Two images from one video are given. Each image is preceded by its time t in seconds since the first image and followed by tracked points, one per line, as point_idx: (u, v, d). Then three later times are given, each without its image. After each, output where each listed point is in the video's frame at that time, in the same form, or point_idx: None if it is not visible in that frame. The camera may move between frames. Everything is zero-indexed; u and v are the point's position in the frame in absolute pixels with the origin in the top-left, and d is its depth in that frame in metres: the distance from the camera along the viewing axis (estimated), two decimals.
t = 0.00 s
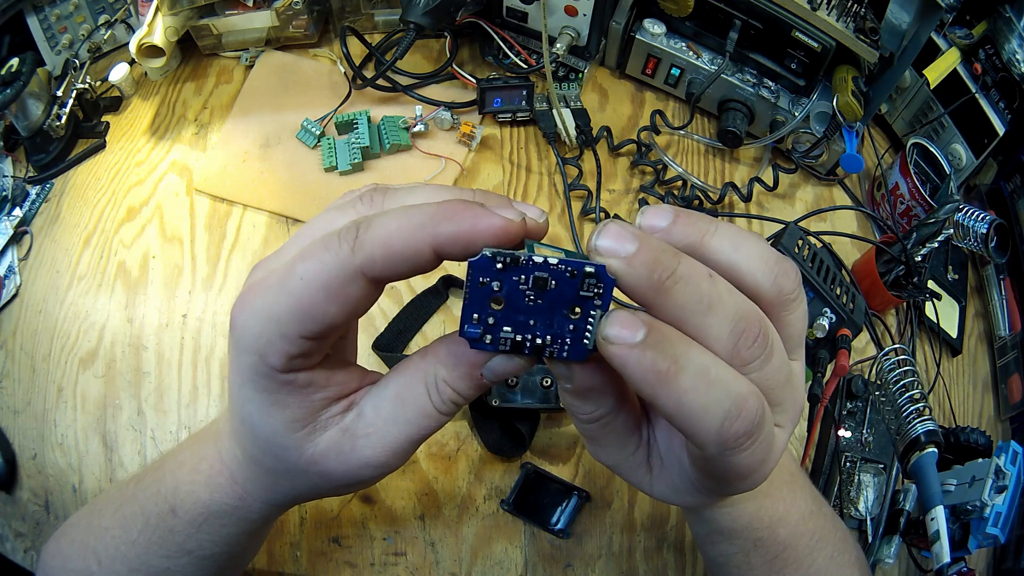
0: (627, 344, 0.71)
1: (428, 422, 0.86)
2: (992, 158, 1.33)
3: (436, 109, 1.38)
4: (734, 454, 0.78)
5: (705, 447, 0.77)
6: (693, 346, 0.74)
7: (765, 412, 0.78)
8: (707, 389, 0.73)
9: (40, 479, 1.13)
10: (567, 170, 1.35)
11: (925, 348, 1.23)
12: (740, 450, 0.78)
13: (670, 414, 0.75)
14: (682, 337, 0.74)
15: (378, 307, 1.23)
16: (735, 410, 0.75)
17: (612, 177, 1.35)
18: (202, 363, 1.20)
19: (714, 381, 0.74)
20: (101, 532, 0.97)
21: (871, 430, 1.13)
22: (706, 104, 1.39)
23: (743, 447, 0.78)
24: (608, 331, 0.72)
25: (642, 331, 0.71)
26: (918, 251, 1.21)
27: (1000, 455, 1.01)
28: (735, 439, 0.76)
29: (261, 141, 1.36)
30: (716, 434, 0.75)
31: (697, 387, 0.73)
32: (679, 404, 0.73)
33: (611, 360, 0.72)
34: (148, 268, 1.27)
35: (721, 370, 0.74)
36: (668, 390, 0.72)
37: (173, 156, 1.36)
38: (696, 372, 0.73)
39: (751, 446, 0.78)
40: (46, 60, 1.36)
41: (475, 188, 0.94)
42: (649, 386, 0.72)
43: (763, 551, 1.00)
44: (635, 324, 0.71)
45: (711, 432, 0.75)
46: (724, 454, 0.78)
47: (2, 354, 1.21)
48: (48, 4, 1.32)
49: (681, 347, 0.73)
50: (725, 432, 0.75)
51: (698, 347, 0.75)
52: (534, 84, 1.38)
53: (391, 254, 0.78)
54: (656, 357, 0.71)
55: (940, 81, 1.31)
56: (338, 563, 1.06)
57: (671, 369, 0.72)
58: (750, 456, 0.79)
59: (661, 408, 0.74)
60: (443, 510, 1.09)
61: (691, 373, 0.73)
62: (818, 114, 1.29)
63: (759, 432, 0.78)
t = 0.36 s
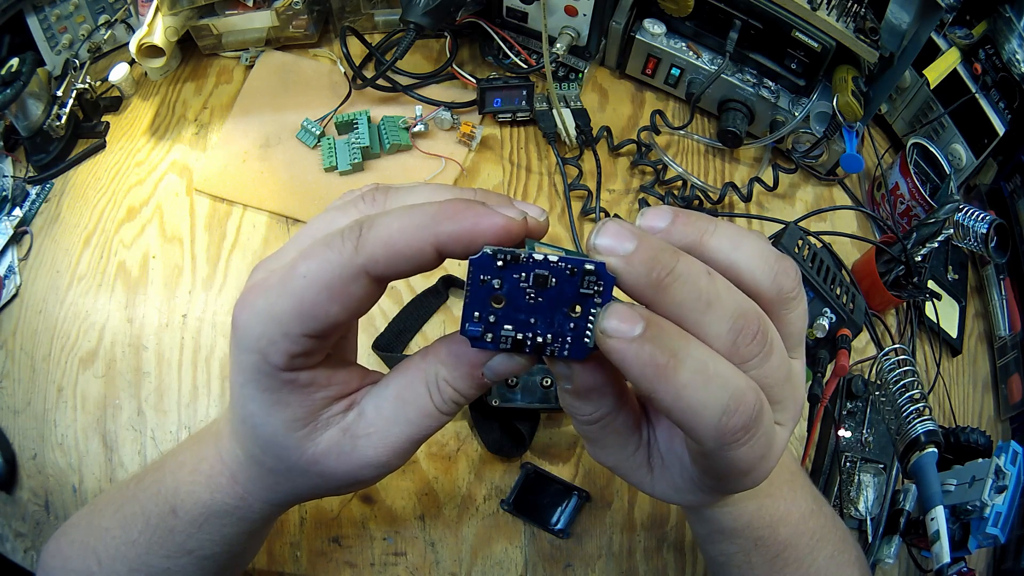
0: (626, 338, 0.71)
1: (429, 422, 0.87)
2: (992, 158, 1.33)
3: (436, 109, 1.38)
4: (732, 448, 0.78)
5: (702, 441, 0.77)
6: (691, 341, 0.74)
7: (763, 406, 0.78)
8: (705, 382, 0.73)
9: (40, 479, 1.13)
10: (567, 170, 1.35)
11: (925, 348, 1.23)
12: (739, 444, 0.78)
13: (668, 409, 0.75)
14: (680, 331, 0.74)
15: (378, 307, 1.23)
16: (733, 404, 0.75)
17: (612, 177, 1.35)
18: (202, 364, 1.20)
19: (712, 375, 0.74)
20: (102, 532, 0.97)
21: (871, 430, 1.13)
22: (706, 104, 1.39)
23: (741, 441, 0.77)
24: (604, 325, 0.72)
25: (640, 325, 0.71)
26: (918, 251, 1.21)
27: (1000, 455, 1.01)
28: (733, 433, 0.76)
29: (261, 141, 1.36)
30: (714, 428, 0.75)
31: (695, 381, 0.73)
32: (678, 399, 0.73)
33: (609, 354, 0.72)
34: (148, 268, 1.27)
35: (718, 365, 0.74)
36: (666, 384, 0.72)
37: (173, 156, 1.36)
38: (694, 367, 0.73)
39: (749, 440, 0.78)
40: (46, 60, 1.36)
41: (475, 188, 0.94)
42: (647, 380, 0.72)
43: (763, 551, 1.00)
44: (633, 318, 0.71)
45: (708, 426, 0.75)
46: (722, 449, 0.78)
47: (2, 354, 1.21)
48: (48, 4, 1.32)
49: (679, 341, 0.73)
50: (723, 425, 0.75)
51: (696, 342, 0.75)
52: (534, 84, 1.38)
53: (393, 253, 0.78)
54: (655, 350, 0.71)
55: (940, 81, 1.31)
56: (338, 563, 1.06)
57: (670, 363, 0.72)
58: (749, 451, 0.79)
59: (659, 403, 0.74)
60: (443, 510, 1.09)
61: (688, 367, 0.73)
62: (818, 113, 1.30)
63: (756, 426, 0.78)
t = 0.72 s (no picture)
0: (616, 322, 0.70)
1: (431, 423, 0.87)
2: (992, 158, 1.33)
3: (436, 109, 1.38)
4: (722, 435, 0.78)
5: (692, 429, 0.77)
6: (679, 328, 0.74)
7: (751, 392, 0.78)
8: (693, 368, 0.73)
9: (40, 479, 1.13)
10: (567, 170, 1.35)
11: (925, 348, 1.23)
12: (727, 431, 0.77)
13: (657, 396, 0.75)
14: (669, 318, 0.74)
15: (378, 307, 1.23)
16: (720, 390, 0.74)
17: (612, 177, 1.35)
18: (202, 364, 1.20)
19: (699, 360, 0.73)
20: (102, 533, 0.97)
21: (871, 430, 1.13)
22: (706, 104, 1.39)
23: (729, 428, 0.77)
24: (595, 308, 0.71)
25: (631, 310, 0.71)
26: (918, 251, 1.21)
27: (1000, 455, 1.01)
28: (722, 420, 0.76)
29: (261, 141, 1.36)
30: (702, 414, 0.75)
31: (684, 367, 0.73)
32: (667, 384, 0.73)
33: (598, 339, 0.72)
34: (148, 268, 1.27)
35: (706, 350, 0.74)
36: (654, 371, 0.72)
37: (173, 156, 1.36)
38: (681, 353, 0.73)
39: (738, 427, 0.78)
40: (46, 60, 1.36)
41: (466, 182, 0.94)
42: (635, 364, 0.72)
43: (763, 551, 1.00)
44: (624, 303, 0.71)
45: (696, 414, 0.75)
46: (712, 436, 0.78)
47: (2, 354, 1.21)
48: (48, 4, 1.32)
49: (668, 327, 0.73)
50: (711, 411, 0.75)
51: (685, 328, 0.75)
52: (534, 84, 1.38)
53: (381, 254, 0.78)
54: (644, 335, 0.71)
55: (940, 81, 1.31)
56: (338, 563, 1.07)
57: (658, 349, 0.72)
58: (739, 439, 0.79)
59: (648, 391, 0.74)
60: (443, 510, 1.09)
61: (677, 352, 0.73)
62: (818, 114, 1.30)
63: (745, 413, 0.77)
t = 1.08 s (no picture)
0: (621, 356, 0.71)
1: (432, 425, 0.87)
2: (992, 158, 1.33)
3: (436, 109, 1.38)
4: (731, 461, 0.78)
5: (700, 456, 0.77)
6: (685, 356, 0.74)
7: (759, 419, 0.78)
8: (701, 399, 0.73)
9: (40, 479, 1.13)
10: (567, 170, 1.35)
11: (925, 348, 1.23)
12: (737, 458, 0.78)
13: (664, 425, 0.75)
14: (674, 346, 0.74)
15: (378, 307, 1.23)
16: (729, 419, 0.75)
17: (612, 177, 1.35)
18: (202, 364, 1.20)
19: (707, 389, 0.73)
20: (102, 533, 0.97)
21: (871, 430, 1.13)
22: (706, 104, 1.39)
23: (739, 454, 0.78)
24: (601, 344, 0.72)
25: (636, 343, 0.71)
26: (918, 251, 1.21)
27: (1000, 455, 1.01)
28: (732, 449, 0.76)
29: (261, 141, 1.36)
30: (711, 444, 0.75)
31: (692, 398, 0.73)
32: (674, 414, 0.73)
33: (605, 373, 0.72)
34: (148, 268, 1.27)
35: (714, 379, 0.74)
36: (661, 401, 0.73)
37: (173, 156, 1.36)
38: (688, 382, 0.73)
39: (747, 453, 0.78)
40: (46, 60, 1.36)
41: (470, 184, 0.95)
42: (641, 397, 0.73)
43: (763, 551, 1.00)
44: (629, 336, 0.71)
45: (705, 444, 0.75)
46: (722, 462, 0.78)
47: (2, 354, 1.21)
48: (48, 4, 1.32)
49: (673, 357, 0.73)
50: (720, 441, 0.75)
51: (690, 355, 0.75)
52: (534, 84, 1.38)
53: (389, 252, 0.78)
54: (649, 367, 0.71)
55: (939, 81, 1.31)
56: (338, 563, 1.07)
57: (663, 380, 0.72)
58: (747, 464, 0.80)
59: (656, 420, 0.75)
60: (443, 510, 1.09)
61: (684, 383, 0.73)
62: (818, 114, 1.30)
63: (754, 439, 0.78)
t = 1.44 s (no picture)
0: (632, 348, 0.71)
1: (422, 441, 0.84)
2: (992, 158, 1.33)
3: (436, 109, 1.38)
4: (740, 454, 0.78)
5: (709, 449, 0.77)
6: (696, 348, 0.74)
7: (769, 411, 0.78)
8: (711, 389, 0.73)
9: (40, 479, 1.13)
10: (567, 170, 1.35)
11: (925, 348, 1.23)
12: (746, 450, 0.78)
13: (674, 417, 0.75)
14: (685, 337, 0.74)
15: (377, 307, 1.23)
16: (739, 410, 0.75)
17: (612, 177, 1.35)
18: (202, 364, 1.20)
19: (717, 380, 0.74)
20: (102, 533, 0.97)
21: (871, 430, 1.13)
22: (706, 104, 1.39)
23: (748, 447, 0.77)
24: (612, 337, 0.72)
25: (647, 335, 0.71)
26: (918, 251, 1.21)
27: (1000, 455, 1.01)
28: (741, 441, 0.76)
29: (261, 141, 1.36)
30: (722, 436, 0.75)
31: (700, 389, 0.73)
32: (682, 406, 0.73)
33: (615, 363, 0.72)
34: (148, 268, 1.27)
35: (724, 370, 0.74)
36: (671, 392, 0.72)
37: (173, 156, 1.36)
38: (698, 373, 0.73)
39: (756, 445, 0.78)
40: (46, 60, 1.36)
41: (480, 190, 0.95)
42: (652, 389, 0.72)
43: (763, 552, 1.00)
44: (639, 329, 0.71)
45: (715, 435, 0.75)
46: (730, 455, 0.78)
47: (2, 354, 1.21)
48: (48, 4, 1.32)
49: (684, 349, 0.73)
50: (730, 433, 0.75)
51: (700, 347, 0.75)
52: (534, 84, 1.38)
53: (398, 253, 0.78)
54: (660, 360, 0.71)
55: (939, 81, 1.31)
56: (338, 563, 1.07)
57: (674, 371, 0.72)
58: (756, 456, 0.79)
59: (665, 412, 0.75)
60: (443, 510, 1.09)
61: (694, 373, 0.73)
62: (818, 114, 1.30)
63: (764, 431, 0.78)
